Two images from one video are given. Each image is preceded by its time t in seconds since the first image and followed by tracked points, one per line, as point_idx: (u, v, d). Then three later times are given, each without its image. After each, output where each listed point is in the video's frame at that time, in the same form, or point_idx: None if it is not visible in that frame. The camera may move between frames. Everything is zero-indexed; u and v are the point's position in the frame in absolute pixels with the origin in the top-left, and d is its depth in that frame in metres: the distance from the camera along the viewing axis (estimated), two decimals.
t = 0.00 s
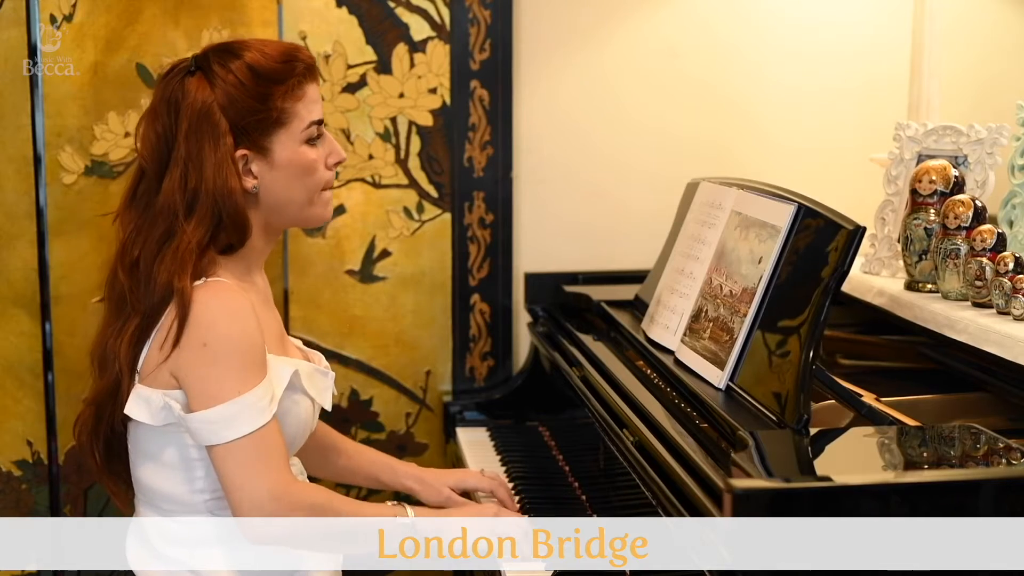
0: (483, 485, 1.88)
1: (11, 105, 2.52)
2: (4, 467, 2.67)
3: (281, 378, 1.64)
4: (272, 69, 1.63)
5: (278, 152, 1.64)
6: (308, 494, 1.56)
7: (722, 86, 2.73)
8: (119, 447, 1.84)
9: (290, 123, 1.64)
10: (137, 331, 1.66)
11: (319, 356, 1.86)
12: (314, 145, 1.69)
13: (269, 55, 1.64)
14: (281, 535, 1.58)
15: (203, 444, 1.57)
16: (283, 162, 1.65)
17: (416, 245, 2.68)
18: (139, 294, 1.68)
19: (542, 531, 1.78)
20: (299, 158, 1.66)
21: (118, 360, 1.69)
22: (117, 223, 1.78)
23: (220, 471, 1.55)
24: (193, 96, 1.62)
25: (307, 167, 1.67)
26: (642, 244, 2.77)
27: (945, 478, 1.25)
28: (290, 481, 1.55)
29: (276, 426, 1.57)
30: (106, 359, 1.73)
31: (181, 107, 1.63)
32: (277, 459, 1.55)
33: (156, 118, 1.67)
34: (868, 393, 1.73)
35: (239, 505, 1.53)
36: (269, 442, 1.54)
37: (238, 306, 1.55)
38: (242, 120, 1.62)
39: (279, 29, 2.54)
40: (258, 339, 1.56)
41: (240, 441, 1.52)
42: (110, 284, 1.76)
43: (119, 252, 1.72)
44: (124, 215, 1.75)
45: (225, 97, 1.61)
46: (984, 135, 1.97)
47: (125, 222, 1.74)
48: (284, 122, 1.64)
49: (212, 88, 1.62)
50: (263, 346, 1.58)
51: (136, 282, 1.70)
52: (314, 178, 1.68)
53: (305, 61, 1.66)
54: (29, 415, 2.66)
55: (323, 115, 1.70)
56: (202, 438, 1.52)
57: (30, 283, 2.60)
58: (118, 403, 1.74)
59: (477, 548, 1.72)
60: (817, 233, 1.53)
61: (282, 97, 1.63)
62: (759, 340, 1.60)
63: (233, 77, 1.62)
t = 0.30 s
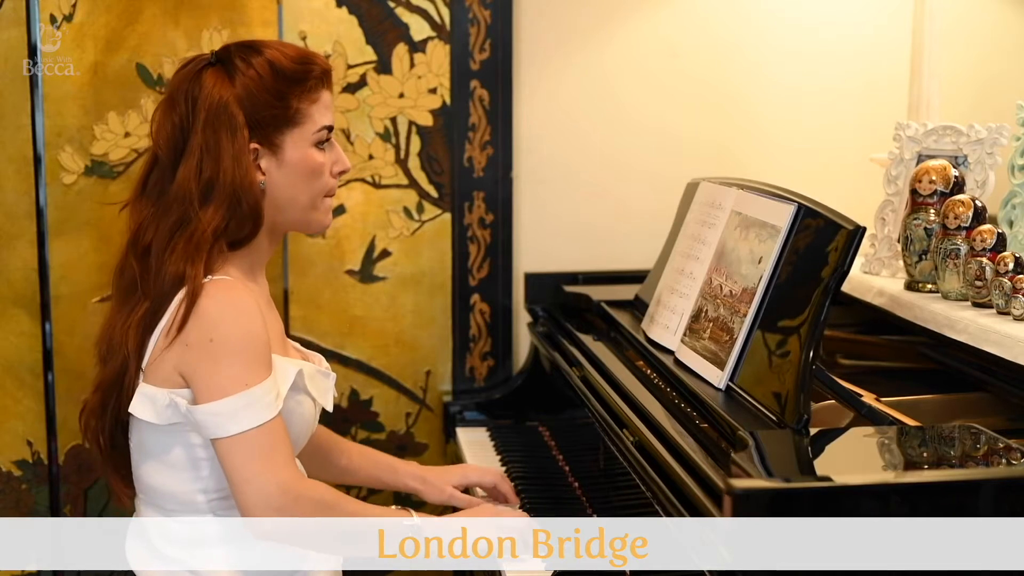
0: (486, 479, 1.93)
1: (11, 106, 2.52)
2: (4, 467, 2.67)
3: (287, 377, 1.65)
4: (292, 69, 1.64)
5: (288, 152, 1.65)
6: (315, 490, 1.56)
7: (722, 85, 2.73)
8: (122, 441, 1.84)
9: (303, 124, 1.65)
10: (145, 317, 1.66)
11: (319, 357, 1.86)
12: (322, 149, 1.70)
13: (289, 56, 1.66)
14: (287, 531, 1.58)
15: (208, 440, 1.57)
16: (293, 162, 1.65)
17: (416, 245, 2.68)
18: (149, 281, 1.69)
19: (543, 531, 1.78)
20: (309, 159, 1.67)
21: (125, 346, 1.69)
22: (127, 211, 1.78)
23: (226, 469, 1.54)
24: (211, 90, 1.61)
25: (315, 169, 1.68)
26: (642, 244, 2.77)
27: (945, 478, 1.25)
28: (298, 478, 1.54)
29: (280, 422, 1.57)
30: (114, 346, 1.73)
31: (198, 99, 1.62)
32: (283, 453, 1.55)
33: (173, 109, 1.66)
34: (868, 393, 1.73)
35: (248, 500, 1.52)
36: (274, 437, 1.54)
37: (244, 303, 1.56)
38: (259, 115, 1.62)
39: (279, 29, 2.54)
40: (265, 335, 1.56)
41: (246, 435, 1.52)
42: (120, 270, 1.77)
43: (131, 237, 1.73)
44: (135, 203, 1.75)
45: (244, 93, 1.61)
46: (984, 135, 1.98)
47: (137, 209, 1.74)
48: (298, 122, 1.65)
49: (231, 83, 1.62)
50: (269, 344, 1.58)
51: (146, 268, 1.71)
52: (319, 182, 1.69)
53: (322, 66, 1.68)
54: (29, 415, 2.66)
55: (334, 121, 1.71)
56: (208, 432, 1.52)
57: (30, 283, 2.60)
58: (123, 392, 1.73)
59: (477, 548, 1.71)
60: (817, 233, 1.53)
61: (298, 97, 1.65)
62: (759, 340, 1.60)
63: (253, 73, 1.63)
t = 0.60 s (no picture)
0: (493, 476, 1.92)
1: (11, 105, 2.52)
2: (4, 467, 2.67)
3: (287, 377, 1.65)
4: (283, 71, 1.63)
5: (283, 154, 1.64)
6: (316, 492, 1.56)
7: (722, 85, 2.73)
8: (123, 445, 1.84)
9: (298, 126, 1.64)
10: (143, 326, 1.67)
11: (321, 355, 1.86)
12: (317, 150, 1.69)
13: (280, 57, 1.64)
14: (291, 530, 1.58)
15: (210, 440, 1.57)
16: (288, 164, 1.65)
17: (416, 245, 2.68)
18: (145, 290, 1.69)
19: (543, 530, 1.75)
20: (304, 162, 1.66)
21: (122, 357, 1.69)
22: (126, 217, 1.78)
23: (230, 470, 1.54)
24: (203, 93, 1.61)
25: (311, 171, 1.67)
26: (642, 244, 2.77)
27: (946, 478, 1.25)
28: (299, 478, 1.54)
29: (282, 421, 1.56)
30: (112, 353, 1.72)
31: (190, 104, 1.63)
32: (285, 453, 1.55)
33: (164, 112, 1.68)
34: (868, 393, 1.73)
35: (251, 501, 1.52)
36: (277, 437, 1.54)
37: (244, 305, 1.55)
38: (250, 119, 1.62)
39: (279, 30, 2.54)
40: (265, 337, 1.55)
41: (247, 436, 1.52)
42: (116, 279, 1.76)
43: (126, 246, 1.72)
44: (131, 210, 1.75)
45: (234, 97, 1.61)
46: (984, 135, 1.98)
47: (133, 217, 1.74)
48: (291, 124, 1.64)
49: (222, 86, 1.62)
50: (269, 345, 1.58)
51: (142, 276, 1.70)
52: (316, 183, 1.68)
53: (315, 65, 1.66)
54: (29, 415, 2.66)
55: (329, 120, 1.69)
56: (209, 433, 1.52)
57: (30, 283, 2.60)
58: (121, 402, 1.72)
59: (477, 548, 1.70)
60: (817, 233, 1.53)
61: (291, 99, 1.63)
62: (759, 341, 1.60)
63: (243, 76, 1.62)
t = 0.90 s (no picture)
0: (489, 477, 1.91)
1: (11, 105, 2.52)
2: (4, 467, 2.67)
3: (287, 377, 1.65)
4: (282, 64, 1.64)
5: (281, 147, 1.64)
6: (317, 492, 1.56)
7: (722, 83, 2.73)
8: (125, 444, 1.85)
9: (296, 119, 1.65)
10: (144, 320, 1.67)
11: (321, 355, 1.86)
12: (316, 144, 1.69)
13: (279, 51, 1.65)
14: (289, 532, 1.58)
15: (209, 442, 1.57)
16: (287, 157, 1.65)
17: (416, 245, 2.68)
18: (146, 284, 1.69)
19: (543, 531, 1.78)
20: (302, 155, 1.66)
21: (124, 350, 1.69)
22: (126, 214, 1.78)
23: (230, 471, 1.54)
24: (202, 86, 1.62)
25: (310, 165, 1.67)
26: (642, 243, 2.77)
27: (945, 478, 1.25)
28: (300, 479, 1.54)
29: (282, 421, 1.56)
30: (113, 349, 1.73)
31: (188, 98, 1.63)
32: (285, 453, 1.54)
33: (163, 108, 1.67)
34: (868, 393, 1.73)
35: (250, 501, 1.52)
36: (277, 437, 1.54)
37: (245, 304, 1.56)
38: (249, 111, 1.62)
39: (279, 30, 2.54)
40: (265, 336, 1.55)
41: (247, 437, 1.52)
42: (118, 274, 1.77)
43: (127, 241, 1.73)
44: (132, 206, 1.75)
45: (234, 89, 1.61)
46: (984, 135, 1.98)
47: (133, 212, 1.74)
48: (290, 117, 1.64)
49: (221, 80, 1.62)
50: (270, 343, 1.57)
51: (143, 270, 1.71)
52: (315, 177, 1.68)
53: (312, 59, 1.67)
54: (29, 415, 2.66)
55: (327, 114, 1.70)
56: (209, 435, 1.52)
57: (30, 284, 2.60)
58: (125, 398, 1.73)
59: (478, 548, 1.70)
60: (817, 233, 1.53)
61: (289, 92, 1.64)
62: (759, 341, 1.60)
63: (243, 69, 1.62)
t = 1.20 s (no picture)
0: (491, 476, 1.91)
1: (11, 105, 2.52)
2: (4, 467, 2.67)
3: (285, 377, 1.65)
4: (279, 62, 1.64)
5: (280, 147, 1.65)
6: (316, 492, 1.56)
7: (721, 83, 2.73)
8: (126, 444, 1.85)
9: (294, 117, 1.65)
10: (143, 321, 1.67)
11: (322, 354, 1.86)
12: (312, 142, 1.69)
13: (276, 49, 1.65)
14: (290, 531, 1.58)
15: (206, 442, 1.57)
16: (285, 155, 1.65)
17: (416, 245, 2.68)
18: (144, 285, 1.69)
19: (542, 531, 1.78)
20: (300, 153, 1.66)
21: (123, 351, 1.69)
22: (121, 214, 1.77)
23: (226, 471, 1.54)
24: (200, 86, 1.60)
25: (307, 163, 1.67)
26: (642, 243, 2.77)
27: (945, 478, 1.25)
28: (297, 479, 1.54)
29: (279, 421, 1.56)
30: (112, 349, 1.72)
31: (186, 97, 1.62)
32: (281, 454, 1.54)
33: (161, 107, 1.66)
34: (868, 393, 1.73)
35: (248, 501, 1.51)
36: (273, 437, 1.54)
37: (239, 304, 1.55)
38: (249, 110, 1.62)
39: (279, 30, 2.54)
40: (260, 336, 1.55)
41: (243, 436, 1.51)
42: (115, 275, 1.77)
43: (124, 241, 1.72)
44: (127, 206, 1.74)
45: (233, 89, 1.61)
46: (984, 135, 1.98)
47: (129, 213, 1.73)
48: (288, 115, 1.65)
49: (219, 79, 1.61)
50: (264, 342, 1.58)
51: (141, 270, 1.71)
52: (312, 175, 1.69)
53: (308, 57, 1.67)
54: (29, 415, 2.66)
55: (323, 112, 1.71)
56: (205, 435, 1.52)
57: (30, 284, 2.60)
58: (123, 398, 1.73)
59: (478, 548, 1.70)
60: (817, 233, 1.53)
61: (287, 91, 1.65)
62: (759, 341, 1.60)
63: (241, 68, 1.62)
